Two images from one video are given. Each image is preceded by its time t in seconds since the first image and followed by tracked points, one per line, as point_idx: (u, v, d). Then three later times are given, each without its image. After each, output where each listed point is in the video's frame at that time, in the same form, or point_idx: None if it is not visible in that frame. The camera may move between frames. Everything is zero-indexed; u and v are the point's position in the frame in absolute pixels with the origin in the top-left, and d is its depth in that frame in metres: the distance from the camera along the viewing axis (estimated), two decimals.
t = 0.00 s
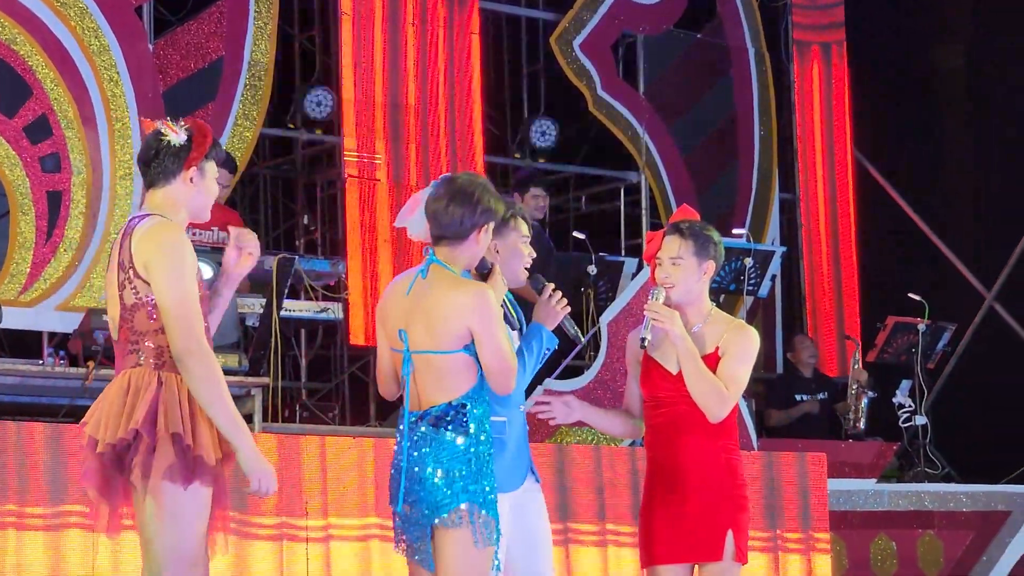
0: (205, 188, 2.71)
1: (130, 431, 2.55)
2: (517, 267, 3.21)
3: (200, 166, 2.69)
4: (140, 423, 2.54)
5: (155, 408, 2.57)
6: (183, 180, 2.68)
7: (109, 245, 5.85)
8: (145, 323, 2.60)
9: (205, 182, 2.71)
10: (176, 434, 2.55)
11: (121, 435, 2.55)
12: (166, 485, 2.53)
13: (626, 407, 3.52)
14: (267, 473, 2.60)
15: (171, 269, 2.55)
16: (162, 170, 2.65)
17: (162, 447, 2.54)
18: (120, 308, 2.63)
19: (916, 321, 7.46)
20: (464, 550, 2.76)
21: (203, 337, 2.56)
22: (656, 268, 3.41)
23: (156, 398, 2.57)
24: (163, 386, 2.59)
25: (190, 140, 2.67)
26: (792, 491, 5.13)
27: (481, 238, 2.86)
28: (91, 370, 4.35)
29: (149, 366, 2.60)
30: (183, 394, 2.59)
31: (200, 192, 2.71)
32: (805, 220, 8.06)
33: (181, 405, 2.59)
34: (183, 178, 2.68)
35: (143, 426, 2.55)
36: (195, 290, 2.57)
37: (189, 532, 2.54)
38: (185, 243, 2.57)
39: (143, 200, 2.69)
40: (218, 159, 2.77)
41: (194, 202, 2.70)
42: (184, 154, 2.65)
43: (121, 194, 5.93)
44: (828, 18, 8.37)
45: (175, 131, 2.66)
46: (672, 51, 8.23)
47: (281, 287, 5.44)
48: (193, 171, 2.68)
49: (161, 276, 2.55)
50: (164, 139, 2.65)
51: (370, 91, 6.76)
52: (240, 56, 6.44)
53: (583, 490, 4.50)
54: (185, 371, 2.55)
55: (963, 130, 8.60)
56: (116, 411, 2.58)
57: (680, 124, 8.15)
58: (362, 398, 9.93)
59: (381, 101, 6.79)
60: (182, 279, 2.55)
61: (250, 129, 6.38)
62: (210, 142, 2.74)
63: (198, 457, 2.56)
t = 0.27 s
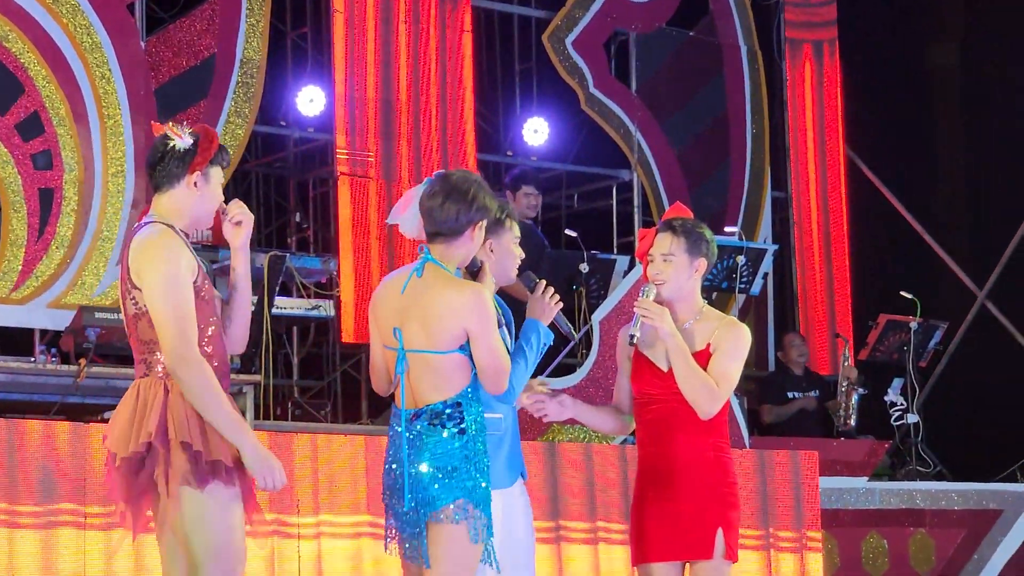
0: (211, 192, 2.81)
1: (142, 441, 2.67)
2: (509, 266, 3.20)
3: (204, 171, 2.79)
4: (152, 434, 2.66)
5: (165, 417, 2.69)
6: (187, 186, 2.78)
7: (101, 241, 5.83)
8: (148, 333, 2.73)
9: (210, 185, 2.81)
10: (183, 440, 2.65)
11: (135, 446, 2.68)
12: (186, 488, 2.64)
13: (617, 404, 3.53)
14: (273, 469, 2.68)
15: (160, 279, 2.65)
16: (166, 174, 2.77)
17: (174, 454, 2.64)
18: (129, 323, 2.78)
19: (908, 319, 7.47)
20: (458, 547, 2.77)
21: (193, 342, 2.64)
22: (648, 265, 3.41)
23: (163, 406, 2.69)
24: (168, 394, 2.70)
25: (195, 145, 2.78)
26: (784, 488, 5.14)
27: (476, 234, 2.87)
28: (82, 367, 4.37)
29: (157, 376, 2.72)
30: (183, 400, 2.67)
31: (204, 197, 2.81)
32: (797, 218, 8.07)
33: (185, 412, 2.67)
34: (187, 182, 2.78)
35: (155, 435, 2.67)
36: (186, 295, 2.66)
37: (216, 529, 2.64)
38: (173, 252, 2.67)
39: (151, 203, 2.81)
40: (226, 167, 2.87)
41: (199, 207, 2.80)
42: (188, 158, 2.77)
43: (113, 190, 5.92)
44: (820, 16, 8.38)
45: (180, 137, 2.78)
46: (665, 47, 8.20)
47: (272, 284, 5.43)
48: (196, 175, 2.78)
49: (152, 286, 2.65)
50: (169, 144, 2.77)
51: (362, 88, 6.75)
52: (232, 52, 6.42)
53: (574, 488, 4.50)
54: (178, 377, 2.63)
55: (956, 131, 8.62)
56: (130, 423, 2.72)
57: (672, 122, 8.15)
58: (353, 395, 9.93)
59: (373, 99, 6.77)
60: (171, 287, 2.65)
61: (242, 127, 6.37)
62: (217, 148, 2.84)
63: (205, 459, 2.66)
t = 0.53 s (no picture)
0: (216, 190, 2.86)
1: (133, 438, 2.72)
2: (504, 265, 3.21)
3: (208, 169, 2.84)
4: (144, 430, 2.71)
5: (160, 413, 2.73)
6: (192, 183, 2.83)
7: (94, 240, 5.82)
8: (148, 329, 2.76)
9: (216, 182, 2.87)
10: (173, 438, 2.69)
11: (127, 442, 2.73)
12: (167, 487, 2.66)
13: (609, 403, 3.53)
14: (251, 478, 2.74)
15: (161, 279, 2.68)
16: (172, 173, 2.82)
17: (162, 450, 2.68)
18: (132, 316, 2.82)
19: (901, 319, 7.48)
20: (450, 544, 2.76)
21: (191, 342, 2.67)
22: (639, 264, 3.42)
23: (159, 402, 2.74)
24: (165, 392, 2.74)
25: (199, 143, 2.83)
26: (778, 488, 5.15)
27: (468, 230, 2.89)
28: (76, 365, 4.37)
29: (157, 372, 2.77)
30: (178, 398, 2.71)
31: (209, 195, 2.85)
32: (791, 217, 8.09)
33: (179, 410, 2.71)
34: (192, 180, 2.83)
35: (148, 430, 2.71)
36: (189, 294, 2.69)
37: (197, 532, 2.67)
38: (177, 251, 2.70)
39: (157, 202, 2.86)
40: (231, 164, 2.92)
41: (204, 204, 2.85)
42: (192, 156, 2.81)
43: (107, 188, 5.91)
44: (814, 16, 8.40)
45: (184, 135, 2.84)
46: (659, 47, 8.20)
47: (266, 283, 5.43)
48: (201, 173, 2.83)
49: (156, 281, 2.68)
50: (173, 142, 2.83)
51: (357, 87, 6.75)
52: (226, 51, 6.41)
53: (567, 486, 4.50)
54: (174, 375, 2.67)
55: (949, 130, 8.64)
56: (125, 417, 2.77)
57: (666, 122, 8.16)
58: (347, 394, 9.92)
59: (368, 98, 6.77)
60: (171, 287, 2.68)
61: (236, 125, 6.36)
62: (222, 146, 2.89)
63: (193, 458, 2.68)
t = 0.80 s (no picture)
0: (218, 187, 2.87)
1: (122, 430, 2.73)
2: (504, 268, 3.22)
3: (211, 165, 2.85)
4: (132, 423, 2.72)
5: (149, 408, 2.74)
6: (195, 179, 2.83)
7: (90, 239, 5.81)
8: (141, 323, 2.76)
9: (219, 179, 2.87)
10: (161, 433, 2.69)
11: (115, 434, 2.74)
12: (156, 482, 2.68)
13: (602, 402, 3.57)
14: (240, 472, 2.72)
15: (152, 271, 2.68)
16: (173, 170, 2.82)
17: (150, 445, 2.68)
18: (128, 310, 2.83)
19: (897, 318, 7.49)
20: (447, 544, 2.76)
21: (180, 337, 2.66)
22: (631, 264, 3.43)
23: (149, 397, 2.74)
24: (154, 388, 2.75)
25: (200, 139, 2.83)
26: (772, 487, 5.16)
27: (461, 227, 2.90)
28: (72, 362, 4.41)
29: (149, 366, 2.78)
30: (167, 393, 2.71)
31: (211, 192, 2.86)
32: (786, 217, 8.10)
33: (167, 405, 2.71)
34: (195, 176, 2.83)
35: (136, 425, 2.72)
36: (181, 290, 2.69)
37: (183, 529, 2.67)
38: (171, 245, 2.70)
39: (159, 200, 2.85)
40: (233, 160, 2.92)
41: (205, 201, 2.86)
42: (194, 153, 2.82)
43: (103, 187, 5.90)
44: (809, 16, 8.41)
45: (184, 132, 2.84)
46: (656, 46, 8.20)
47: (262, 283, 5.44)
48: (203, 170, 2.84)
49: (146, 276, 2.68)
50: (174, 140, 2.83)
51: (353, 86, 6.74)
52: (222, 49, 6.40)
53: (563, 486, 4.50)
54: (162, 370, 2.66)
55: (945, 130, 8.65)
56: (117, 410, 2.78)
57: (662, 121, 8.16)
58: (342, 394, 9.92)
59: (364, 96, 6.76)
60: (162, 280, 2.67)
61: (231, 124, 6.35)
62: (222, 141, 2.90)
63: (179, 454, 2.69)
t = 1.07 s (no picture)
0: (217, 187, 2.87)
1: (122, 430, 2.72)
2: (499, 268, 3.22)
3: (211, 165, 2.85)
4: (133, 423, 2.71)
5: (150, 409, 2.74)
6: (195, 179, 2.83)
7: (88, 239, 5.81)
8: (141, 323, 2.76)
9: (220, 179, 2.87)
10: (161, 433, 2.69)
11: (115, 434, 2.73)
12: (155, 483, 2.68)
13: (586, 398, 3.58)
14: (235, 476, 2.68)
15: (155, 271, 2.68)
16: (174, 169, 2.82)
17: (150, 446, 2.69)
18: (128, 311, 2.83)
19: (895, 320, 7.49)
20: (444, 543, 2.76)
21: (181, 338, 2.67)
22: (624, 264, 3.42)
23: (149, 398, 2.74)
24: (155, 388, 2.75)
25: (200, 139, 2.83)
26: (770, 488, 5.17)
27: (457, 227, 2.90)
28: (70, 364, 4.35)
29: (148, 367, 2.77)
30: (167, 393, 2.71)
31: (211, 191, 2.86)
32: (784, 217, 8.12)
33: (168, 406, 2.72)
34: (195, 176, 2.83)
35: (136, 425, 2.72)
36: (182, 290, 2.69)
37: (183, 531, 2.67)
38: (174, 245, 2.70)
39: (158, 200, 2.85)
40: (233, 160, 2.92)
41: (205, 200, 2.86)
42: (195, 152, 2.82)
43: (101, 188, 5.90)
44: (808, 16, 8.42)
45: (184, 132, 2.83)
46: (654, 47, 8.21)
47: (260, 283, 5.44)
48: (203, 170, 2.84)
49: (147, 275, 2.68)
50: (175, 139, 2.82)
51: (351, 87, 6.74)
52: (220, 49, 6.39)
53: (561, 486, 4.50)
54: (163, 370, 2.67)
55: (943, 132, 8.66)
56: (115, 410, 2.77)
57: (660, 122, 8.16)
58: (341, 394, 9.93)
59: (363, 97, 6.76)
60: (164, 281, 2.67)
61: (230, 124, 6.34)
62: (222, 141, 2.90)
63: (180, 454, 2.69)
